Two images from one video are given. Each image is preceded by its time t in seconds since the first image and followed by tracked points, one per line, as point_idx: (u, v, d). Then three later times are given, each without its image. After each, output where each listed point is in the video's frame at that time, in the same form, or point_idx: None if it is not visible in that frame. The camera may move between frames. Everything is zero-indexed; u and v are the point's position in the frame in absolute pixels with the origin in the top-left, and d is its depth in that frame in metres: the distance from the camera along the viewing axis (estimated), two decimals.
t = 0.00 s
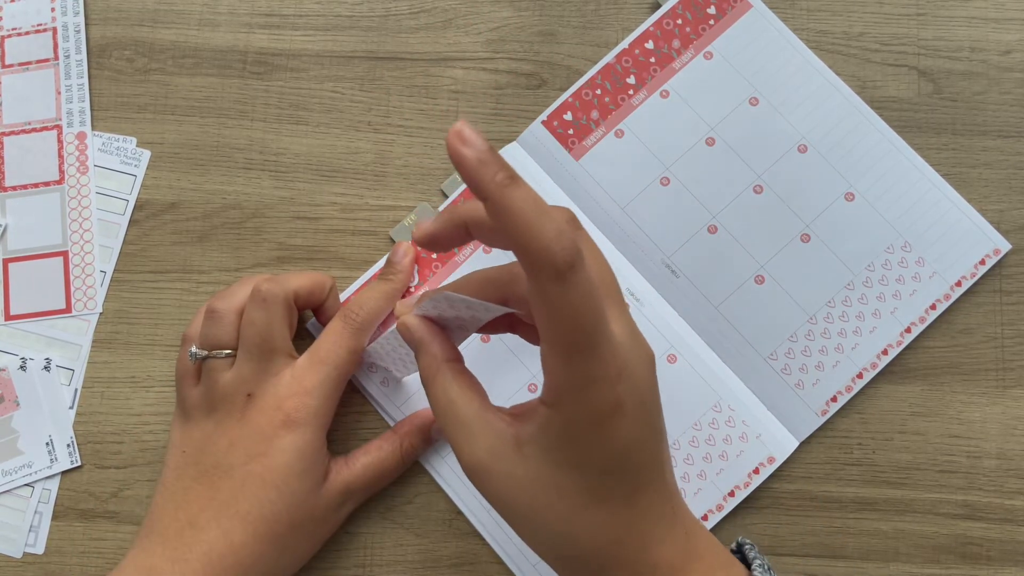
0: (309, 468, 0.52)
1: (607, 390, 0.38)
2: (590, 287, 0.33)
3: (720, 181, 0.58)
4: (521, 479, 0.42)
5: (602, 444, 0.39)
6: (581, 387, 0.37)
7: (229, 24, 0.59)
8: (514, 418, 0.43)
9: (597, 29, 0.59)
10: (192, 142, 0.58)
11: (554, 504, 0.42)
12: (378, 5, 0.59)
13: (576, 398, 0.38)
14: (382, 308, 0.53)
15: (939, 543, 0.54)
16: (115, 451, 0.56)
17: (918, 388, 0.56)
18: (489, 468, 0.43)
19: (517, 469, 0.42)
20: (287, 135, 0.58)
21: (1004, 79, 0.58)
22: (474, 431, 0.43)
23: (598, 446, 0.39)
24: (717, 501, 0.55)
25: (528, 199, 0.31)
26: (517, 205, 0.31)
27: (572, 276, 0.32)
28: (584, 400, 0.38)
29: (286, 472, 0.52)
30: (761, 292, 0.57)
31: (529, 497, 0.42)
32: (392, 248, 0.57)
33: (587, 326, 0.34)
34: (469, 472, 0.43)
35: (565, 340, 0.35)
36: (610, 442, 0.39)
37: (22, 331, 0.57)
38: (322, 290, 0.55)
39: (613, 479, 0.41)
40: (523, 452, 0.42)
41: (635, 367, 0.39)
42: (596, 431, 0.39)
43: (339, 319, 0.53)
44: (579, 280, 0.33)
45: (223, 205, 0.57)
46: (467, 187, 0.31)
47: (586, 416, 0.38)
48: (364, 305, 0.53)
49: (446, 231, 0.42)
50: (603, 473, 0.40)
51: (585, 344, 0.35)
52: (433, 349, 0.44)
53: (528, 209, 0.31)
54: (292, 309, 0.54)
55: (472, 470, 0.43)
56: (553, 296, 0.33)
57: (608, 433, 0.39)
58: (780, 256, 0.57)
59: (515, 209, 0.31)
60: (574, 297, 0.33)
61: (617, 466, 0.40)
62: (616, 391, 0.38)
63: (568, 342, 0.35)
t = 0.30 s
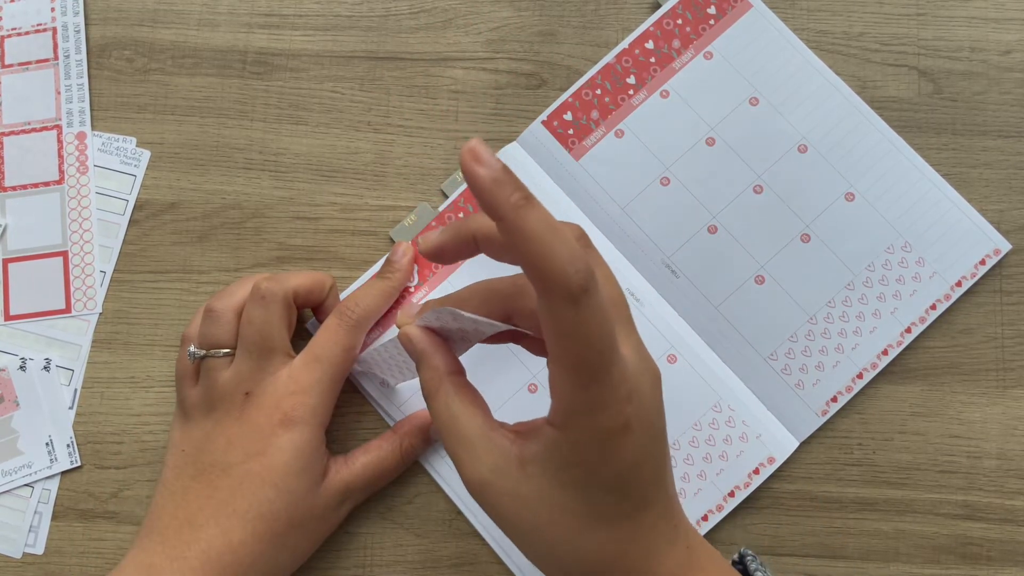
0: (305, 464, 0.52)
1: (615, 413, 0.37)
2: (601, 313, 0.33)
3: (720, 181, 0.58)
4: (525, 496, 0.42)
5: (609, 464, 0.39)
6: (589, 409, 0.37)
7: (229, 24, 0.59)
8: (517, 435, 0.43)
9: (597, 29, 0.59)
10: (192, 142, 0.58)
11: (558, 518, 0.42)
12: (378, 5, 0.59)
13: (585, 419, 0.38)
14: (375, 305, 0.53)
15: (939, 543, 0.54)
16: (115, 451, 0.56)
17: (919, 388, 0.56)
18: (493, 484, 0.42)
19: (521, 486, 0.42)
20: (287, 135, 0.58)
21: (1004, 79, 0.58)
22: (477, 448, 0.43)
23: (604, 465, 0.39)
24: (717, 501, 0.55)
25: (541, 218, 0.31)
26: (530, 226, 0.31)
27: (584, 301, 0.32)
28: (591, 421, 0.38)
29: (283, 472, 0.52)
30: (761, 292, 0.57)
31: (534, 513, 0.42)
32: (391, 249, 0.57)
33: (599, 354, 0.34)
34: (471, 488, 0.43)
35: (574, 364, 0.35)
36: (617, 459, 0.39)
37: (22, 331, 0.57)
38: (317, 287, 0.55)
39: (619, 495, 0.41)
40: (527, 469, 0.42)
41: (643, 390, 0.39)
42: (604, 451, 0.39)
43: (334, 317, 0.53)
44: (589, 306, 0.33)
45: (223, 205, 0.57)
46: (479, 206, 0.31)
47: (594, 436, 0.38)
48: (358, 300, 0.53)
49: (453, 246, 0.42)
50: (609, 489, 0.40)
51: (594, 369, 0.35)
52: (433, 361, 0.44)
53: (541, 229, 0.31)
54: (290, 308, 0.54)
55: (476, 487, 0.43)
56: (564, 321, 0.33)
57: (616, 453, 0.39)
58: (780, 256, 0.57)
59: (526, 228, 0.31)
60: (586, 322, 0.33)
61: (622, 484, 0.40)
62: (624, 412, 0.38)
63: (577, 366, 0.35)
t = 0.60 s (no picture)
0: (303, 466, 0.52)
1: (639, 439, 0.37)
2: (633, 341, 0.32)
3: (721, 182, 0.58)
4: (540, 514, 0.41)
5: (629, 487, 0.39)
6: (613, 434, 0.37)
7: (228, 24, 0.59)
8: (533, 451, 0.43)
9: (597, 29, 0.59)
10: (192, 142, 0.58)
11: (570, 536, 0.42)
12: (378, 5, 0.59)
13: (607, 443, 0.37)
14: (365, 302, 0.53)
15: (939, 543, 0.54)
16: (115, 451, 0.56)
17: (919, 388, 0.56)
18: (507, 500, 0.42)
19: (536, 503, 0.41)
20: (287, 135, 0.58)
21: (1004, 79, 0.58)
22: (492, 464, 0.42)
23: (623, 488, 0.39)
24: (719, 502, 0.55)
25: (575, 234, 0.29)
26: (564, 245, 0.29)
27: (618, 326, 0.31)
28: (614, 446, 0.38)
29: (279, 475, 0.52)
30: (761, 293, 0.57)
31: (547, 531, 0.42)
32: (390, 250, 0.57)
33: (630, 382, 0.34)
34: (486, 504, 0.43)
35: (602, 392, 0.34)
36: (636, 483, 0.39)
37: (22, 331, 0.57)
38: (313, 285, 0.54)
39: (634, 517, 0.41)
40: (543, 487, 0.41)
41: (666, 415, 0.39)
42: (624, 475, 0.39)
43: (325, 316, 0.53)
44: (625, 336, 0.32)
45: (223, 206, 0.57)
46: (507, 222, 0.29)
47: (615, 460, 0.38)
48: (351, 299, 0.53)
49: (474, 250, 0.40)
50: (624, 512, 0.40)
51: (623, 397, 0.35)
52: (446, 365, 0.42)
53: (575, 248, 0.29)
54: (286, 308, 0.53)
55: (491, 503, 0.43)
56: (597, 349, 0.32)
57: (635, 476, 0.39)
58: (781, 256, 0.57)
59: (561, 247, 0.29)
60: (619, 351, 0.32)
61: (641, 505, 0.40)
62: (647, 439, 0.38)
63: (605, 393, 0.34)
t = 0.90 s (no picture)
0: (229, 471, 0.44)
1: (661, 502, 0.36)
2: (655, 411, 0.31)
3: (721, 181, 0.58)
4: (560, 573, 0.39)
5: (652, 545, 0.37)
6: (636, 497, 0.35)
7: (228, 23, 0.59)
8: (546, 501, 0.40)
9: (597, 28, 0.59)
10: (192, 142, 0.58)
11: None
12: (378, 4, 0.59)
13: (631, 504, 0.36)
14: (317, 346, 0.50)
15: (939, 543, 0.54)
16: (115, 451, 0.55)
17: (919, 388, 0.56)
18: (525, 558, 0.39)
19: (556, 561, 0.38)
20: (286, 134, 0.58)
21: (1004, 78, 0.58)
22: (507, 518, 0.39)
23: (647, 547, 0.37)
24: (727, 501, 0.54)
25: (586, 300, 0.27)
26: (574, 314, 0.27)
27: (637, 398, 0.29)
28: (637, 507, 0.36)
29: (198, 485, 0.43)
30: (761, 293, 0.57)
31: None
32: (387, 239, 0.56)
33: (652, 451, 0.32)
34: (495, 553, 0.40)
35: (624, 458, 0.32)
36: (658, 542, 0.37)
37: (21, 331, 0.57)
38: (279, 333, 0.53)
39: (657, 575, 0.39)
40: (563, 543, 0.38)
41: (688, 474, 0.37)
42: (645, 536, 0.37)
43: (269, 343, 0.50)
44: (646, 406, 0.30)
45: (222, 205, 0.57)
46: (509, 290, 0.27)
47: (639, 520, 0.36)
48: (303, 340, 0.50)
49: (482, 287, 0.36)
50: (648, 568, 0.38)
51: (644, 465, 0.33)
52: (451, 406, 0.38)
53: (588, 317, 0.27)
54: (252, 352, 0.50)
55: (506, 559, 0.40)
56: (614, 419, 0.30)
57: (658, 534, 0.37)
58: (781, 256, 0.57)
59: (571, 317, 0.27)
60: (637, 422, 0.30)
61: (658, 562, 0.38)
62: (669, 500, 0.36)
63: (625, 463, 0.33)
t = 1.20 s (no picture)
0: (179, 507, 0.39)
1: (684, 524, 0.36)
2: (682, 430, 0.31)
3: (722, 181, 0.58)
4: None
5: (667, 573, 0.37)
6: (658, 519, 0.35)
7: (228, 23, 0.58)
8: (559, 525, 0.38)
9: (597, 28, 0.59)
10: (191, 142, 0.58)
11: None
12: (378, 4, 0.59)
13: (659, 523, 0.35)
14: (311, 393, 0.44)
15: (940, 544, 0.54)
16: (114, 452, 0.55)
17: (920, 388, 0.56)
18: None
19: None
20: (286, 134, 0.58)
21: (1005, 78, 0.58)
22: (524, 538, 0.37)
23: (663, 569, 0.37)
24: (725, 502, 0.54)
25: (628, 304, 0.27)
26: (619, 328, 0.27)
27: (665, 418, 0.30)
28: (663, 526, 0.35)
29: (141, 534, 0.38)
30: (762, 293, 0.57)
31: None
32: (386, 239, 0.56)
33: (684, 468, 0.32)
34: None
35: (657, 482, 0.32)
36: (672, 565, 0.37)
37: (20, 331, 0.57)
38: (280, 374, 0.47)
39: None
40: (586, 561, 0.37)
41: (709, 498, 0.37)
42: (661, 560, 0.36)
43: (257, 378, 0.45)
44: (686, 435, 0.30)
45: (222, 205, 0.57)
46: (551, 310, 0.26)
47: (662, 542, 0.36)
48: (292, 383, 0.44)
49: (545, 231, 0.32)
50: None
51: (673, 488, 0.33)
52: (456, 424, 0.37)
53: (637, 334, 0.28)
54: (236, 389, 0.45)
55: None
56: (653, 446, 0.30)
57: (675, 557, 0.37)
58: (781, 255, 0.57)
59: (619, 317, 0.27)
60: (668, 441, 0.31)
61: None
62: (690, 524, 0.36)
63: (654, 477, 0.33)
